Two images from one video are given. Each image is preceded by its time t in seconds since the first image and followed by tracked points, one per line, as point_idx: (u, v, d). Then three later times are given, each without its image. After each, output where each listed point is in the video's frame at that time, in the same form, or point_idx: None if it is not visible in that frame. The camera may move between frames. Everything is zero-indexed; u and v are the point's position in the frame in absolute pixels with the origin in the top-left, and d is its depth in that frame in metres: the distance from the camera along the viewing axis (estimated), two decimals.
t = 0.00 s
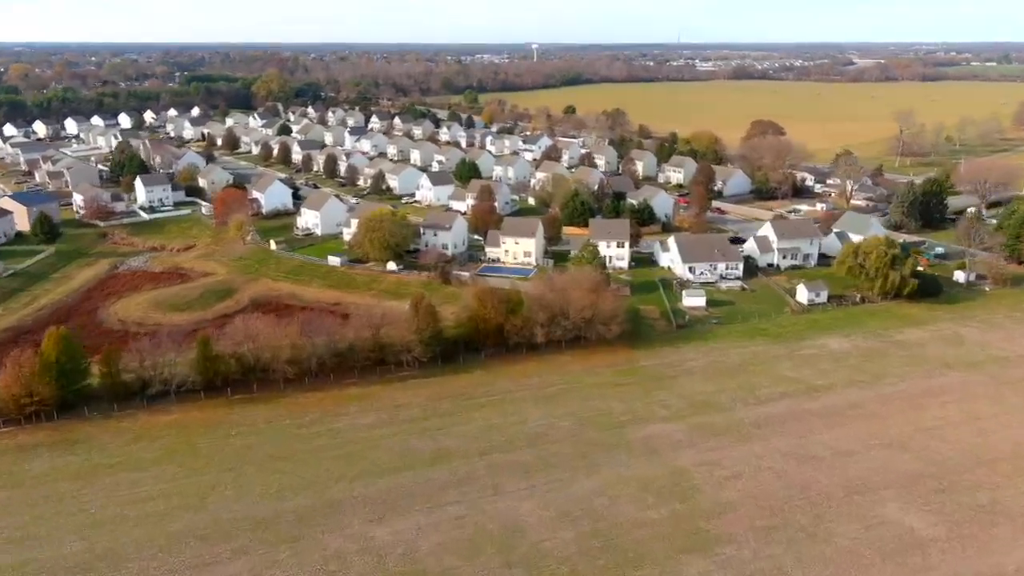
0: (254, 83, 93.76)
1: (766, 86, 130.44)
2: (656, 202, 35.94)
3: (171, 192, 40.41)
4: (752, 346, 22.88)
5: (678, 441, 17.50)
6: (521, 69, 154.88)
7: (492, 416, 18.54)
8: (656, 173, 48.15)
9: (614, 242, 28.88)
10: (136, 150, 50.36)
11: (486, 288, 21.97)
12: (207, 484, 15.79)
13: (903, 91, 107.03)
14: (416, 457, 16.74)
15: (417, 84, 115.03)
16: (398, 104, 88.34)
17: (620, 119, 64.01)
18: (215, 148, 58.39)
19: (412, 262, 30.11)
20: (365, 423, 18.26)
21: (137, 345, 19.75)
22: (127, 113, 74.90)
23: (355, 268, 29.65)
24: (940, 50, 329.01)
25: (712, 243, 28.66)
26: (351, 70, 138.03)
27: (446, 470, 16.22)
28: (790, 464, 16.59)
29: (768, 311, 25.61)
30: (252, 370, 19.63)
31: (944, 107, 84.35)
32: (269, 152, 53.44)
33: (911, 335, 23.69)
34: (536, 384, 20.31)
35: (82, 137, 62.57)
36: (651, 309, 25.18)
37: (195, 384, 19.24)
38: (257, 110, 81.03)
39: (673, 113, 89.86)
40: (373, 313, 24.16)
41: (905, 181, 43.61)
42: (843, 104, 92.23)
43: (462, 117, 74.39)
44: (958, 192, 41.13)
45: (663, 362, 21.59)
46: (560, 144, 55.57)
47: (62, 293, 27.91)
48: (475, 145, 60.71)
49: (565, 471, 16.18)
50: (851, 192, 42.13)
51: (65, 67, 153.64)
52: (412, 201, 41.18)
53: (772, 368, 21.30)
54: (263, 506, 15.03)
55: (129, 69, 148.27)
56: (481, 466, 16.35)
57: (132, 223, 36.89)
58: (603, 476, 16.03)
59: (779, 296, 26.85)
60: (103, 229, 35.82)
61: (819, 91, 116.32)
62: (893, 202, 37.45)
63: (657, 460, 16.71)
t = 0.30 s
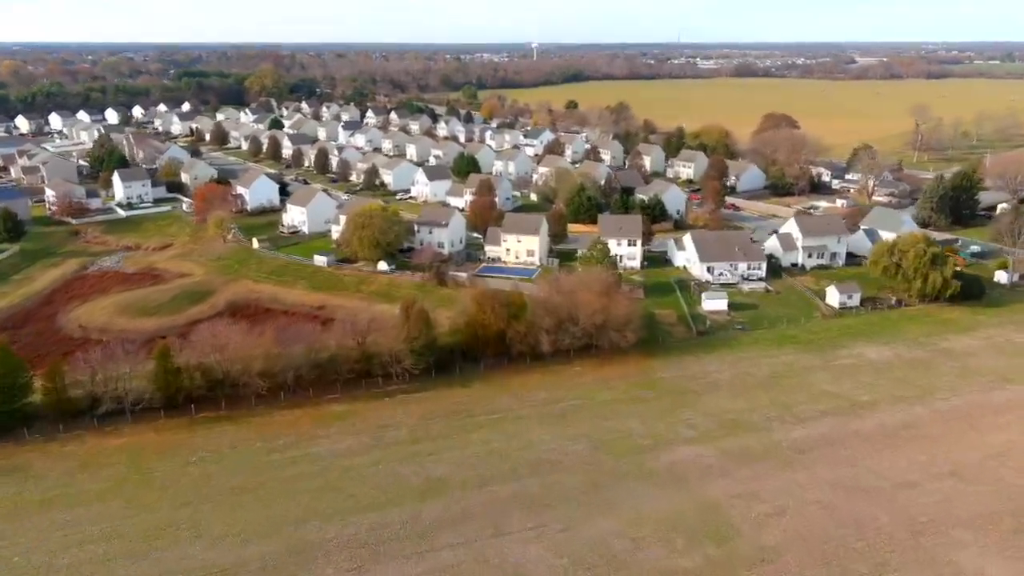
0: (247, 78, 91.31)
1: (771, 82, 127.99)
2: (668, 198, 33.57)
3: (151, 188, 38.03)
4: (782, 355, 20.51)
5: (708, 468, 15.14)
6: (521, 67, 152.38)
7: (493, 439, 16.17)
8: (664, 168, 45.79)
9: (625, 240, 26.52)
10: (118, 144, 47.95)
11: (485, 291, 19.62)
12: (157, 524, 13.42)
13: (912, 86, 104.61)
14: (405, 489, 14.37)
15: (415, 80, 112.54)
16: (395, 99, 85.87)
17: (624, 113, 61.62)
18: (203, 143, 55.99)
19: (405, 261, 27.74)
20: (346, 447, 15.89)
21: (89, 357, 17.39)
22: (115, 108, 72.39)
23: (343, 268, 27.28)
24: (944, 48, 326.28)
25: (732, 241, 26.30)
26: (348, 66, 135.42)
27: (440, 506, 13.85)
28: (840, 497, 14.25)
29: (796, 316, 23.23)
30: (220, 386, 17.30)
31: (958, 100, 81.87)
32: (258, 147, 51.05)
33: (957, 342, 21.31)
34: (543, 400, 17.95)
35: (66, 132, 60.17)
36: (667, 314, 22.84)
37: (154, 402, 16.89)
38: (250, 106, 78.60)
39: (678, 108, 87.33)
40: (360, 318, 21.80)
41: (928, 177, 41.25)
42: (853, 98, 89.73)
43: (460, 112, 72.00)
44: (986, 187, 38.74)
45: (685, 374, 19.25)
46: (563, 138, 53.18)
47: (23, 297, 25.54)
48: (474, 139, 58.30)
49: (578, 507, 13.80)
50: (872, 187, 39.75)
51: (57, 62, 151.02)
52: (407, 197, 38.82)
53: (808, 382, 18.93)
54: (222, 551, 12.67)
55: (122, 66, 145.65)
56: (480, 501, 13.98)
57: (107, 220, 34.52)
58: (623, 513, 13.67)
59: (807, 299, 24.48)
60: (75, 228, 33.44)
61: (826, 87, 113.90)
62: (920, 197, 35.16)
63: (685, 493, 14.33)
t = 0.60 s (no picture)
0: (240, 74, 88.97)
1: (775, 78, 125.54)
2: (680, 192, 31.25)
3: (128, 182, 35.71)
4: (817, 366, 18.20)
5: (747, 503, 12.83)
6: (521, 64, 150.11)
7: (492, 467, 13.86)
8: (672, 163, 43.49)
9: (636, 237, 24.22)
10: (98, 138, 45.60)
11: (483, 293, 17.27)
12: (86, 574, 11.10)
13: (921, 81, 102.18)
14: (389, 530, 12.06)
15: (413, 77, 110.17)
16: (392, 95, 83.48)
17: (629, 107, 59.31)
18: (191, 138, 53.68)
19: (397, 261, 25.42)
20: (321, 477, 13.57)
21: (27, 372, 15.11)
22: (101, 103, 69.99)
23: (328, 268, 24.97)
24: (946, 46, 323.98)
25: (754, 238, 23.99)
26: (346, 63, 132.87)
27: (429, 553, 11.52)
28: (906, 538, 11.96)
29: (830, 320, 20.95)
30: (178, 404, 15.03)
31: (971, 93, 79.39)
32: (247, 141, 48.73)
33: (1013, 350, 19.01)
34: (550, 420, 15.63)
35: (48, 127, 57.83)
36: (685, 319, 20.54)
37: (100, 423, 14.60)
38: (242, 101, 76.25)
39: (683, 103, 84.91)
40: (345, 323, 19.49)
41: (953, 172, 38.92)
42: (862, 93, 87.27)
43: (459, 107, 69.69)
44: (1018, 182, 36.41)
45: (710, 389, 16.94)
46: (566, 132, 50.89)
47: None
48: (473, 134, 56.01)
49: (596, 554, 11.47)
50: (895, 182, 37.46)
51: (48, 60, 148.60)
52: (401, 192, 36.54)
53: (850, 397, 16.62)
54: None
55: (114, 62, 143.35)
56: (478, 545, 11.67)
57: (79, 217, 32.21)
58: (649, 561, 11.36)
59: (839, 301, 22.19)
60: (43, 225, 31.13)
61: (832, 82, 111.47)
62: (949, 192, 32.88)
63: (722, 535, 12.01)
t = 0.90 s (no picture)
0: (234, 69, 86.93)
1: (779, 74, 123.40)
2: (693, 186, 29.26)
3: (106, 177, 33.69)
4: (856, 378, 16.20)
5: (794, 547, 10.83)
6: (521, 61, 148.01)
7: (492, 502, 11.85)
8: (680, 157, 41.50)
9: (649, 234, 22.23)
10: (79, 131, 43.57)
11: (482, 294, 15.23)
12: None
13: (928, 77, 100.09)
14: None
15: (411, 73, 108.06)
16: (390, 90, 81.44)
17: (634, 101, 57.30)
18: (180, 133, 51.65)
19: (388, 260, 23.42)
20: (291, 513, 11.55)
21: None
22: (89, 97, 67.93)
23: (313, 268, 22.96)
24: (948, 45, 322.23)
25: (777, 235, 21.97)
26: (343, 60, 130.64)
27: None
28: None
29: (864, 325, 18.96)
30: (130, 424, 13.02)
31: (984, 87, 77.29)
32: (236, 136, 46.71)
33: None
34: (559, 443, 13.62)
35: (32, 121, 55.75)
36: (706, 324, 18.55)
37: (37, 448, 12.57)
38: (235, 96, 74.17)
39: (688, 97, 82.78)
40: (328, 329, 17.44)
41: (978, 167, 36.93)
42: (870, 88, 85.23)
43: (458, 102, 67.68)
44: None
45: (739, 407, 14.94)
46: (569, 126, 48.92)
47: None
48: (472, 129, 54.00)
49: None
50: (917, 177, 35.45)
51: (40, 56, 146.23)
52: (395, 188, 34.54)
53: (899, 415, 14.63)
54: None
55: (108, 59, 141.02)
56: None
57: (51, 213, 30.18)
58: None
59: (873, 304, 20.20)
60: (12, 221, 29.10)
61: (837, 78, 109.37)
62: (977, 187, 30.89)
63: None
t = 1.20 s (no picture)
0: (226, 64, 84.61)
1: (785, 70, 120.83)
2: (711, 179, 26.89)
3: (76, 170, 31.32)
4: (919, 398, 13.82)
5: None
6: (521, 58, 145.57)
7: (493, 561, 9.45)
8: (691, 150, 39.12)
9: (668, 230, 19.84)
10: (55, 124, 41.20)
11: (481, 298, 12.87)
12: None
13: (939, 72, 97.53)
14: None
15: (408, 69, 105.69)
16: (388, 84, 79.07)
17: (641, 93, 54.91)
18: (165, 126, 49.25)
19: (377, 259, 21.05)
20: None
21: None
22: (74, 91, 65.59)
23: (292, 268, 20.56)
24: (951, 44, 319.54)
25: (812, 230, 19.60)
26: (339, 56, 128.42)
27: None
28: None
29: (918, 333, 16.58)
30: (51, 457, 10.67)
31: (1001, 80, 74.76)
32: (222, 129, 44.34)
33: None
34: (574, 479, 11.24)
35: (12, 114, 53.38)
36: (737, 333, 16.21)
37: None
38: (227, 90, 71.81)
39: (694, 91, 80.28)
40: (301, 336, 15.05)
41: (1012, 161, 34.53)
42: (882, 81, 82.70)
43: (457, 96, 65.28)
44: None
45: (786, 434, 12.58)
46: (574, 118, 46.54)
47: None
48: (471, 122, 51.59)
49: None
50: (947, 171, 33.04)
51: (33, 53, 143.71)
52: (388, 181, 32.16)
53: (978, 444, 12.24)
54: None
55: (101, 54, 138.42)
56: None
57: (15, 208, 27.81)
58: None
59: (925, 308, 17.81)
60: None
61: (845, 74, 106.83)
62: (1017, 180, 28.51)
63: None
